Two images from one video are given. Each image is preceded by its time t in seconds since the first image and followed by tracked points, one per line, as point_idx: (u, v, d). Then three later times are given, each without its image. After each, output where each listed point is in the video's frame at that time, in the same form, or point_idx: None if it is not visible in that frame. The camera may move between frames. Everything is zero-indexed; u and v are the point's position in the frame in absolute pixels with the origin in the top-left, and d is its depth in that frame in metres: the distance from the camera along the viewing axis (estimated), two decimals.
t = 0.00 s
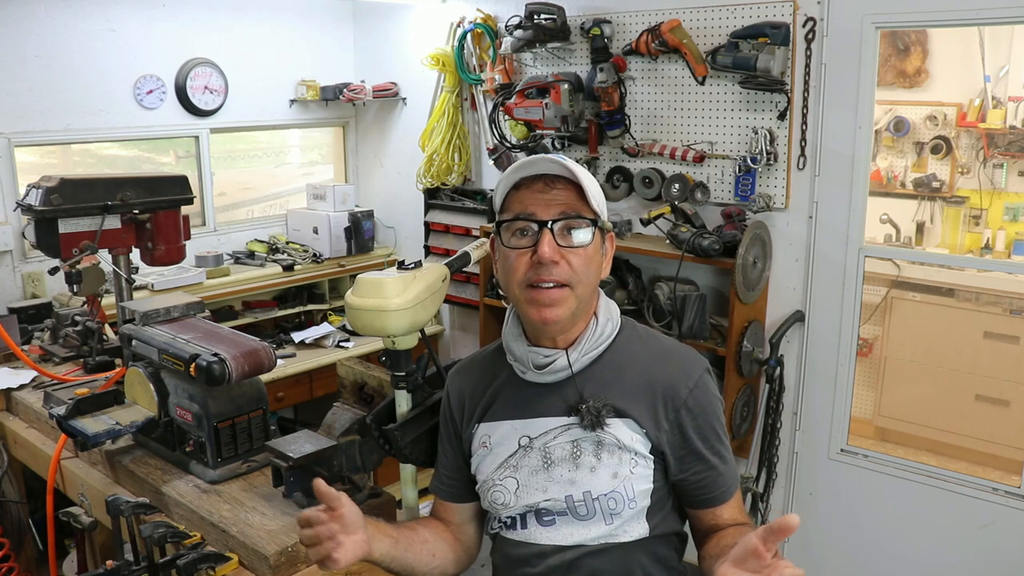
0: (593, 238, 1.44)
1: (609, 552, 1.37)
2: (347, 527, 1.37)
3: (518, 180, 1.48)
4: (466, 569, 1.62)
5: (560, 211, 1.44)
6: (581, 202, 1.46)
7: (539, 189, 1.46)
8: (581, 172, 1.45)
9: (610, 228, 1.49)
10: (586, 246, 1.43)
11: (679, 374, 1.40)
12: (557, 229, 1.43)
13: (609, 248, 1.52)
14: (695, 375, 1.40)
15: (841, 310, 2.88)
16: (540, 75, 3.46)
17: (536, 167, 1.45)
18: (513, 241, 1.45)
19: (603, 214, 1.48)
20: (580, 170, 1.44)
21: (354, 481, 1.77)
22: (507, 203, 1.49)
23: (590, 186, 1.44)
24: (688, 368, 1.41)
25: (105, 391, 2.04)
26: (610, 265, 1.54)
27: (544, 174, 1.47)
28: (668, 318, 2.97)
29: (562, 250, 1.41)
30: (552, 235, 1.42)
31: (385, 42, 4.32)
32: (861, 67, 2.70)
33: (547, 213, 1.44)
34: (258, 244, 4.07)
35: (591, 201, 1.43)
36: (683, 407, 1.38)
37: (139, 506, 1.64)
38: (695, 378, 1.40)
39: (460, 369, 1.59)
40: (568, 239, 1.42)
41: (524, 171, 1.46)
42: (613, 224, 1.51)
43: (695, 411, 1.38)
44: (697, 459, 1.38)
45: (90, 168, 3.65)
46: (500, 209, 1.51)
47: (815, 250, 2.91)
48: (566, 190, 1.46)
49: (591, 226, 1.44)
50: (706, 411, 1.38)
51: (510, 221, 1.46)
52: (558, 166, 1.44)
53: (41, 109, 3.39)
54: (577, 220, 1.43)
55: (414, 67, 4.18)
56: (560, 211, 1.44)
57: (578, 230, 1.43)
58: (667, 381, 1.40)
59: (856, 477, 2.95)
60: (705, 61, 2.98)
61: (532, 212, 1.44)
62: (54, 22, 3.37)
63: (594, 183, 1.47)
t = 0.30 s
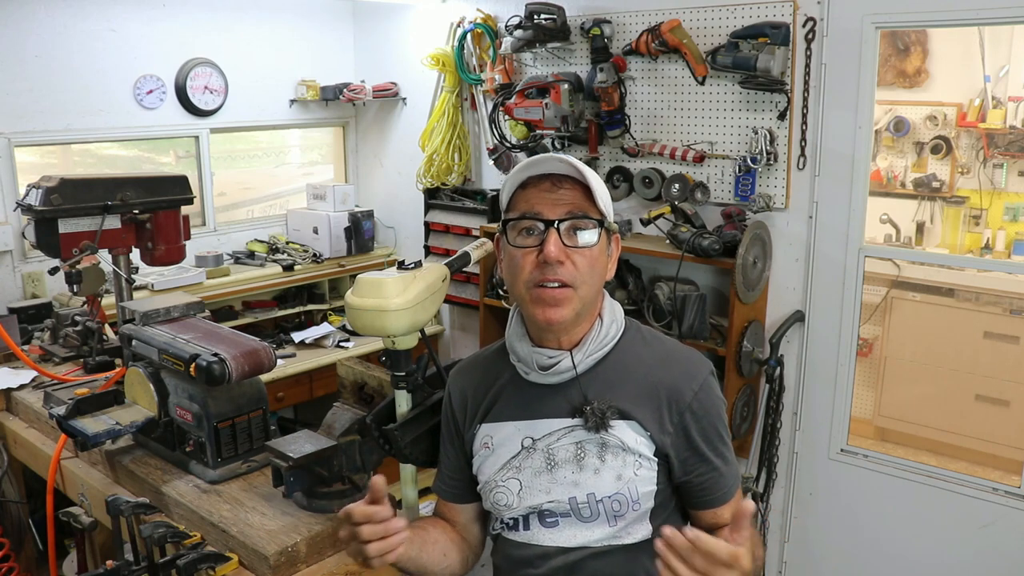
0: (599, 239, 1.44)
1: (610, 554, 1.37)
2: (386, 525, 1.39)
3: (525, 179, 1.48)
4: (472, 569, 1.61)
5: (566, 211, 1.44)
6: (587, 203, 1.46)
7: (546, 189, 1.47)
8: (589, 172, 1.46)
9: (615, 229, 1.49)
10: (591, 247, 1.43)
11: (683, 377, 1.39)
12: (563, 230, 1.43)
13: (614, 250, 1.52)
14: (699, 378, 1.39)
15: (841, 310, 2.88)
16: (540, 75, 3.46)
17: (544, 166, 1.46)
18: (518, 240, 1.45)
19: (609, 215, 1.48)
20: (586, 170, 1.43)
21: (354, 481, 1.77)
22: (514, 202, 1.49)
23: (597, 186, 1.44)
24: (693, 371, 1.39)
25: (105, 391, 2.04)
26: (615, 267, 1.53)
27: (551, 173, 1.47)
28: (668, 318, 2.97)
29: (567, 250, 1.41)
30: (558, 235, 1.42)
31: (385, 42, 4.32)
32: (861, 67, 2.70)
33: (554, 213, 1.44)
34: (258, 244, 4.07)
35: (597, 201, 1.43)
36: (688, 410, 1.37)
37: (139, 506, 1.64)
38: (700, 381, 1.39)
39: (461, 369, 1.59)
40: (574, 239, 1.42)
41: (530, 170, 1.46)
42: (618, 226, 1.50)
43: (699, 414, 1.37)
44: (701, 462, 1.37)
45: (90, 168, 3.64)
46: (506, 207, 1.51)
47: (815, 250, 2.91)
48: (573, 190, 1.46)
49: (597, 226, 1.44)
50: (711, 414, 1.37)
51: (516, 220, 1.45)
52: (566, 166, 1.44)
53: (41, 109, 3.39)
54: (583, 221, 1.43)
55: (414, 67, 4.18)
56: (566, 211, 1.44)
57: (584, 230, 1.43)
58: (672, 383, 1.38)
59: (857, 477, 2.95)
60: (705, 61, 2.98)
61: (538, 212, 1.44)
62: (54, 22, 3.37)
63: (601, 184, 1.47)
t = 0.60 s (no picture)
0: (615, 239, 1.44)
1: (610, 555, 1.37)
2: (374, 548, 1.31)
3: (548, 173, 1.49)
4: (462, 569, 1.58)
5: (586, 209, 1.44)
6: (606, 203, 1.46)
7: (567, 184, 1.47)
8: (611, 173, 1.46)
9: (632, 233, 1.49)
10: (608, 246, 1.43)
11: (687, 380, 1.39)
12: (580, 226, 1.43)
13: (628, 253, 1.51)
14: (703, 382, 1.39)
15: (841, 310, 2.88)
16: (540, 75, 3.46)
17: (568, 161, 1.46)
18: (534, 233, 1.45)
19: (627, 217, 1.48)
20: (610, 169, 1.44)
21: (354, 481, 1.77)
22: (533, 194, 1.49)
23: (618, 187, 1.45)
24: (696, 374, 1.40)
25: (105, 392, 2.04)
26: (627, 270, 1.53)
27: (574, 169, 1.48)
28: (668, 318, 2.97)
29: (583, 246, 1.41)
30: (575, 231, 1.42)
31: (385, 42, 4.32)
32: (861, 67, 2.70)
33: (572, 209, 1.44)
34: (258, 244, 4.07)
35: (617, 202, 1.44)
36: (690, 413, 1.37)
37: (139, 506, 1.64)
38: (703, 385, 1.39)
39: (459, 365, 1.57)
40: (590, 237, 1.42)
41: (554, 163, 1.47)
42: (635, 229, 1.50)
43: (701, 418, 1.37)
44: (700, 467, 1.37)
45: (90, 168, 3.64)
46: (524, 199, 1.51)
47: (815, 250, 2.91)
48: (594, 188, 1.46)
49: (614, 227, 1.43)
50: (712, 419, 1.38)
51: (534, 212, 1.45)
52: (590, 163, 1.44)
53: (40, 109, 3.39)
54: (601, 219, 1.43)
55: (414, 67, 4.18)
56: (586, 208, 1.44)
57: (602, 229, 1.43)
58: (674, 385, 1.39)
59: (857, 477, 2.95)
60: (705, 61, 2.98)
61: (557, 206, 1.44)
62: (54, 22, 3.37)
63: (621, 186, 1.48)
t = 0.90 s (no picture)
0: (619, 243, 1.44)
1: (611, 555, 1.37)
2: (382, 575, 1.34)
3: (556, 173, 1.48)
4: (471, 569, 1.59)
5: (590, 211, 1.44)
6: (612, 206, 1.46)
7: (573, 186, 1.47)
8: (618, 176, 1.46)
9: (636, 237, 1.49)
10: (611, 250, 1.43)
11: (688, 384, 1.39)
12: (585, 229, 1.42)
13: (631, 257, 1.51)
14: (704, 386, 1.39)
15: (841, 310, 2.88)
16: (540, 75, 3.46)
17: (576, 163, 1.46)
18: (539, 234, 1.45)
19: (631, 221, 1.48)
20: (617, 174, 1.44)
21: (354, 481, 1.77)
22: (538, 195, 1.49)
23: (625, 191, 1.45)
24: (698, 379, 1.40)
25: (105, 391, 2.04)
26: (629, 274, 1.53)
27: (581, 171, 1.47)
28: (668, 318, 2.97)
29: (587, 249, 1.41)
30: (579, 233, 1.42)
31: (385, 42, 4.32)
32: (861, 67, 2.70)
33: (577, 211, 1.44)
34: (258, 244, 4.07)
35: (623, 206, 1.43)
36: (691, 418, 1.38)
37: (139, 506, 1.64)
38: (704, 389, 1.39)
39: (459, 367, 1.57)
40: (594, 240, 1.42)
41: (562, 165, 1.46)
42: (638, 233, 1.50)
43: (703, 422, 1.38)
44: (701, 470, 1.38)
45: (90, 168, 3.64)
46: (530, 200, 1.51)
47: (816, 250, 2.91)
48: (601, 191, 1.46)
49: (618, 230, 1.44)
50: (713, 423, 1.38)
51: (539, 213, 1.45)
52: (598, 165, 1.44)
53: (40, 109, 3.39)
54: (606, 223, 1.43)
55: (414, 67, 4.18)
56: (591, 211, 1.44)
57: (606, 233, 1.43)
58: (675, 389, 1.39)
59: (856, 477, 2.95)
60: (705, 61, 2.98)
61: (562, 207, 1.44)
62: (54, 22, 3.37)
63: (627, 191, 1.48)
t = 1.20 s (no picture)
0: (607, 241, 1.43)
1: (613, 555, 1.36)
2: None
3: (541, 174, 1.47)
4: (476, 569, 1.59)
5: (577, 211, 1.43)
6: (599, 205, 1.45)
7: (559, 186, 1.45)
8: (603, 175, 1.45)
9: (623, 234, 1.48)
10: (599, 249, 1.42)
11: (681, 380, 1.38)
12: (572, 229, 1.42)
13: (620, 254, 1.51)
14: (698, 381, 1.38)
15: (841, 311, 2.88)
16: (540, 75, 3.46)
17: (559, 164, 1.44)
18: (527, 236, 1.44)
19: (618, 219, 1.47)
20: (603, 172, 1.43)
21: (354, 481, 1.77)
22: (524, 197, 1.48)
23: (611, 189, 1.44)
24: (691, 374, 1.39)
25: (105, 391, 2.04)
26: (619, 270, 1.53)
27: (566, 171, 1.46)
28: (668, 318, 2.97)
29: (575, 250, 1.41)
30: (566, 234, 1.42)
31: (386, 41, 4.32)
32: (861, 67, 2.70)
33: (564, 212, 1.43)
34: (258, 244, 4.07)
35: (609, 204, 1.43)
36: (685, 413, 1.37)
37: (139, 506, 1.64)
38: (698, 384, 1.38)
39: (459, 368, 1.57)
40: (582, 239, 1.42)
41: (546, 166, 1.45)
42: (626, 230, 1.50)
43: (697, 417, 1.37)
44: (698, 464, 1.37)
45: (90, 168, 3.64)
46: (516, 202, 1.50)
47: (815, 250, 2.91)
48: (586, 190, 1.45)
49: (606, 228, 1.43)
50: (709, 417, 1.37)
51: (526, 216, 1.44)
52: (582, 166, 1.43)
53: (41, 109, 3.39)
54: (592, 222, 1.42)
55: (414, 67, 4.18)
56: (578, 211, 1.43)
57: (593, 232, 1.42)
58: (669, 385, 1.38)
59: (856, 477, 2.95)
60: (705, 61, 2.98)
61: (549, 209, 1.43)
62: (54, 22, 3.37)
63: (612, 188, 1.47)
